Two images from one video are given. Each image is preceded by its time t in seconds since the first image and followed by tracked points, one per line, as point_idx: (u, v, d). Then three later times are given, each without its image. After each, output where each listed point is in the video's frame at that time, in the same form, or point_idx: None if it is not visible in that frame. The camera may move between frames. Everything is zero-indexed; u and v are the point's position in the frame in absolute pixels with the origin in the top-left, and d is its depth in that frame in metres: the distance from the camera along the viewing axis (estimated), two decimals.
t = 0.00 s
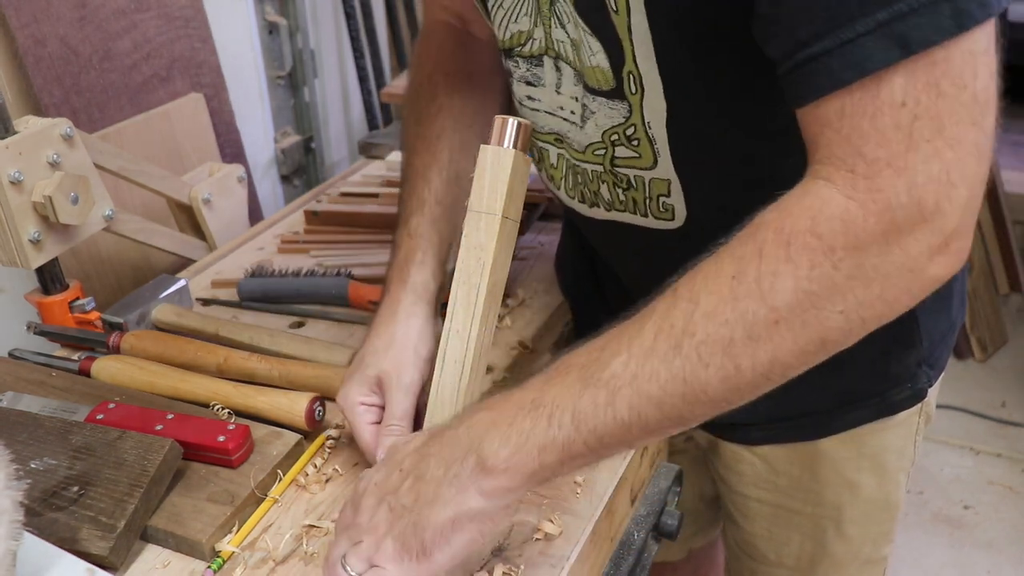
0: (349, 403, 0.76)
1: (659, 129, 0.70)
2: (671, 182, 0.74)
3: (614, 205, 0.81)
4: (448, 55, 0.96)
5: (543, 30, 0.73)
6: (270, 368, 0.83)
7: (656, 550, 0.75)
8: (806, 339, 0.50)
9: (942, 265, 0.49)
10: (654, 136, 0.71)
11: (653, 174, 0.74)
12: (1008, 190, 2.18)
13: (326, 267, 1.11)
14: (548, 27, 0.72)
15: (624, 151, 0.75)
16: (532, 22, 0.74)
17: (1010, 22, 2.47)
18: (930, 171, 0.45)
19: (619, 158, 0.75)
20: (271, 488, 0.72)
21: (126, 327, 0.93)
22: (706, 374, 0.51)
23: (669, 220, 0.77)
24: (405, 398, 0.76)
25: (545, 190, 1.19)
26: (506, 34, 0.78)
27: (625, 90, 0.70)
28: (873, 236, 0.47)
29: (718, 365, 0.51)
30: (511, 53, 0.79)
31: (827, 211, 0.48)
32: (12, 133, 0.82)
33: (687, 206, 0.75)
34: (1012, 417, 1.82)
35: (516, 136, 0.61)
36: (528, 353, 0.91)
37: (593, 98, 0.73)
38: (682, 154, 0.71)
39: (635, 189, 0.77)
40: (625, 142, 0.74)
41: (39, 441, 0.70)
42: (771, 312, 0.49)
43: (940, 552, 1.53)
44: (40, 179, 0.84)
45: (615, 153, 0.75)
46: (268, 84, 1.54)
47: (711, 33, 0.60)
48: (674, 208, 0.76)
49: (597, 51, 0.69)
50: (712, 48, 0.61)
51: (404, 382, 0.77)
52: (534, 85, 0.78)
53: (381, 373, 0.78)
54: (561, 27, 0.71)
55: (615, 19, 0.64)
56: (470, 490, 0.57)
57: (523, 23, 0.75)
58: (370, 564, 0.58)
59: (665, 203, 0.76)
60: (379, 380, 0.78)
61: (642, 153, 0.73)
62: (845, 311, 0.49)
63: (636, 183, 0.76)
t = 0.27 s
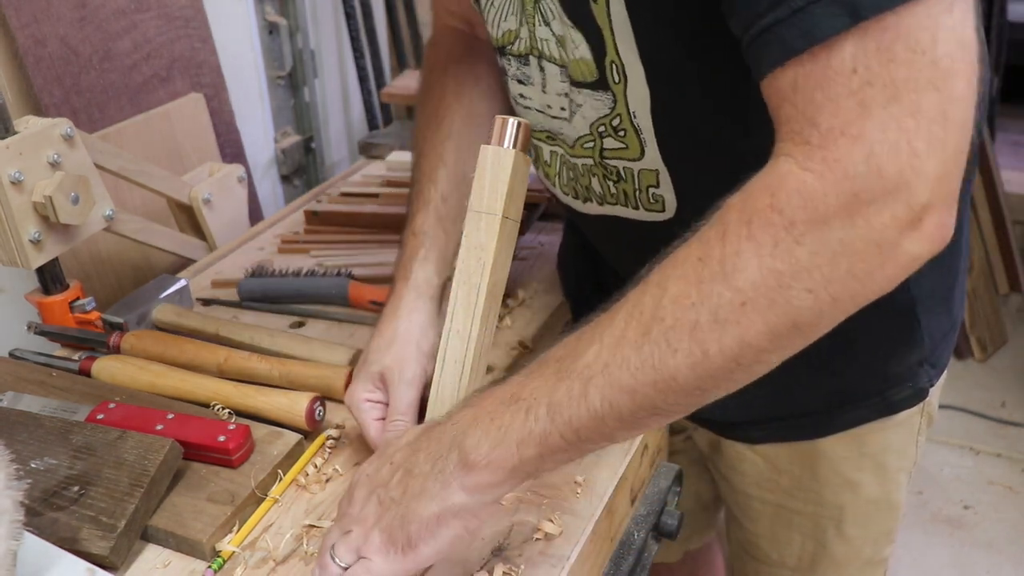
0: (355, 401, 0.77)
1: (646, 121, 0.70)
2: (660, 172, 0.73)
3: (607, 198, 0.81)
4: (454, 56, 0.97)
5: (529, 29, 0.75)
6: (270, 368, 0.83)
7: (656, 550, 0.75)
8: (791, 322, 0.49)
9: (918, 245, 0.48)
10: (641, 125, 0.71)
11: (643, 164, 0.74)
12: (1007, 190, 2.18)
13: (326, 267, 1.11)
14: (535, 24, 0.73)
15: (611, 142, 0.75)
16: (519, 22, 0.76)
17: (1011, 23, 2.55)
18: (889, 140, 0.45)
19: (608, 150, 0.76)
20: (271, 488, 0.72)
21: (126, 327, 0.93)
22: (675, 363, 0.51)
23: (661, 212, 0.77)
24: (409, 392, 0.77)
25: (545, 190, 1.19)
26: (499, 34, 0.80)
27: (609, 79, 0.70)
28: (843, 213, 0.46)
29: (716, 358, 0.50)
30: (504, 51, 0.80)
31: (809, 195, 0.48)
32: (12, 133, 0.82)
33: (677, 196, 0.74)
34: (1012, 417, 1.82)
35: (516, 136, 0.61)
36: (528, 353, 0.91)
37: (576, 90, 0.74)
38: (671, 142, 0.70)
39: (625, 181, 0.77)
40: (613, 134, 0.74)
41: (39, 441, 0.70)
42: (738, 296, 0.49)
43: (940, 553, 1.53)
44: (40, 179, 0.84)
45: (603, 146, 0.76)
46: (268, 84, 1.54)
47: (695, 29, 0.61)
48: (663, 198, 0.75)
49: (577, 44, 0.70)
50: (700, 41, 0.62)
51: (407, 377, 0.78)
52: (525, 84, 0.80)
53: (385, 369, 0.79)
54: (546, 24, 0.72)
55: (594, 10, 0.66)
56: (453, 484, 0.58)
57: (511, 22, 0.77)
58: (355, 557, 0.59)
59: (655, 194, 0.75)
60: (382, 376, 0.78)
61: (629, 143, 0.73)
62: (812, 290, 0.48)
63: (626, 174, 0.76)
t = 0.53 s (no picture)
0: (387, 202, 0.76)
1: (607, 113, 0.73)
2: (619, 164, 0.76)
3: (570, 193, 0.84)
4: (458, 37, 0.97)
5: (509, 21, 0.76)
6: (270, 368, 0.83)
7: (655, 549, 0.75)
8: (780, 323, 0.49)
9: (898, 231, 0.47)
10: (603, 118, 0.74)
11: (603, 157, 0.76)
12: (1007, 190, 2.18)
13: (325, 267, 1.11)
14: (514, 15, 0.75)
15: (576, 135, 0.77)
16: (500, 13, 0.77)
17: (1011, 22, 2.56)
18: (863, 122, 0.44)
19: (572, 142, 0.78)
20: (271, 488, 0.72)
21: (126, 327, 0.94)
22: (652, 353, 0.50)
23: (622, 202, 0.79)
24: (439, 181, 0.75)
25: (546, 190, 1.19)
26: (480, 25, 0.80)
27: (570, 74, 0.73)
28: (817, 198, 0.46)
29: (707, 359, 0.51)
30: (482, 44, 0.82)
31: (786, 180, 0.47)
32: (12, 134, 0.82)
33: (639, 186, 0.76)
34: (1012, 417, 1.82)
35: (516, 136, 0.61)
36: (527, 353, 0.91)
37: (546, 82, 0.76)
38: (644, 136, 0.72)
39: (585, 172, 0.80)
40: (579, 128, 0.76)
41: (39, 441, 0.70)
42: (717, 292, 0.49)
43: (940, 553, 1.53)
44: (40, 179, 0.84)
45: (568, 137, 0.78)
46: (268, 84, 1.54)
47: (661, 22, 0.65)
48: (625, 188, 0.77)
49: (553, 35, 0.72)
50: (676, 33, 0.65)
51: (433, 173, 0.76)
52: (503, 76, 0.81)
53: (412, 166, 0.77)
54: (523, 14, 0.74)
55: None
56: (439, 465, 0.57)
57: (492, 14, 0.78)
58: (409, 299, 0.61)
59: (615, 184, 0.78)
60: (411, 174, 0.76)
61: (592, 135, 0.76)
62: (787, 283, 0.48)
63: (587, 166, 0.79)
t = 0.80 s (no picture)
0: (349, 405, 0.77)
1: (622, 112, 0.71)
2: (640, 166, 0.73)
3: (592, 194, 0.81)
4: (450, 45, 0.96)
5: (503, 33, 0.76)
6: (270, 368, 0.83)
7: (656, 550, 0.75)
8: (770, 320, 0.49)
9: (893, 215, 0.46)
10: (619, 118, 0.71)
11: (624, 157, 0.74)
12: (1007, 190, 2.18)
13: (326, 267, 1.11)
14: (514, 23, 0.74)
15: (593, 135, 0.75)
16: (494, 26, 0.77)
17: (1010, 24, 2.58)
18: (850, 111, 0.44)
19: (590, 143, 0.76)
20: (271, 488, 0.72)
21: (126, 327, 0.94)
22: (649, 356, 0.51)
23: (643, 206, 0.77)
24: (403, 401, 0.75)
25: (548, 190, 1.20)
26: (474, 38, 0.81)
27: (586, 70, 0.71)
28: (807, 187, 0.46)
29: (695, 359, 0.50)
30: (483, 57, 0.81)
31: (779, 177, 0.47)
32: (12, 133, 0.82)
33: (660, 190, 0.74)
34: (1012, 417, 1.82)
35: (515, 136, 0.61)
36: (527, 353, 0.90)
37: (554, 84, 0.75)
38: (655, 129, 0.70)
39: (609, 174, 0.77)
40: (593, 125, 0.74)
41: (39, 441, 0.70)
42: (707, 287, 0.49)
43: (940, 552, 1.53)
44: (40, 179, 0.84)
45: (585, 138, 0.76)
46: (268, 84, 1.54)
47: (661, 22, 0.62)
48: (647, 192, 0.75)
49: (554, 37, 0.71)
50: (661, 36, 0.63)
51: (402, 385, 0.77)
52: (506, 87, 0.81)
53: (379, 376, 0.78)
54: (525, 22, 0.73)
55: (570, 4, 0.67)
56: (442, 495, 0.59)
57: (486, 27, 0.78)
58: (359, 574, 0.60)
59: (638, 187, 0.75)
60: (376, 383, 0.77)
61: (611, 136, 0.74)
62: (783, 275, 0.48)
63: (610, 166, 0.76)
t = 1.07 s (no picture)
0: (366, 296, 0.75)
1: (608, 106, 0.71)
2: (628, 163, 0.74)
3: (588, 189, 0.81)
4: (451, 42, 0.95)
5: (513, 22, 0.74)
6: (269, 368, 0.83)
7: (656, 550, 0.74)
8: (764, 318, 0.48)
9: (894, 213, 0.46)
10: (606, 112, 0.71)
11: (612, 152, 0.74)
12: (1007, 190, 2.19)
13: (325, 267, 1.11)
14: (514, 17, 0.74)
15: (583, 129, 0.75)
16: (502, 15, 0.75)
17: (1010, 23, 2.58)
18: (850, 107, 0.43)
19: (580, 138, 0.76)
20: (271, 488, 0.72)
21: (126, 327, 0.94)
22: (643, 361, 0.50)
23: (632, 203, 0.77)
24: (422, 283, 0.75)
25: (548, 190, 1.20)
26: (480, 30, 0.79)
27: (572, 67, 0.71)
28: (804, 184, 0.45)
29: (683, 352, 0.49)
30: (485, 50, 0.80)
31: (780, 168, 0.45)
32: (11, 133, 0.82)
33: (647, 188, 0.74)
34: (1012, 417, 1.82)
35: (515, 135, 0.61)
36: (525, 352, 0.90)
37: (542, 82, 0.75)
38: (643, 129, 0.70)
39: (600, 170, 0.77)
40: (584, 121, 0.74)
41: (39, 441, 0.70)
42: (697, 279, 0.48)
43: (940, 552, 1.53)
44: (40, 179, 0.84)
45: (576, 133, 0.76)
46: (268, 84, 1.54)
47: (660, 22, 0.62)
48: (634, 190, 0.75)
49: (539, 34, 0.72)
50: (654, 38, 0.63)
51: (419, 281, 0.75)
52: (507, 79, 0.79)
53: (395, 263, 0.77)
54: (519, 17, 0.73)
55: None
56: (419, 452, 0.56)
57: (494, 17, 0.76)
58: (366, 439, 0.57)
59: (626, 185, 0.76)
60: (394, 270, 0.77)
61: (599, 129, 0.73)
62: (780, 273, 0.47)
63: (601, 161, 0.76)
